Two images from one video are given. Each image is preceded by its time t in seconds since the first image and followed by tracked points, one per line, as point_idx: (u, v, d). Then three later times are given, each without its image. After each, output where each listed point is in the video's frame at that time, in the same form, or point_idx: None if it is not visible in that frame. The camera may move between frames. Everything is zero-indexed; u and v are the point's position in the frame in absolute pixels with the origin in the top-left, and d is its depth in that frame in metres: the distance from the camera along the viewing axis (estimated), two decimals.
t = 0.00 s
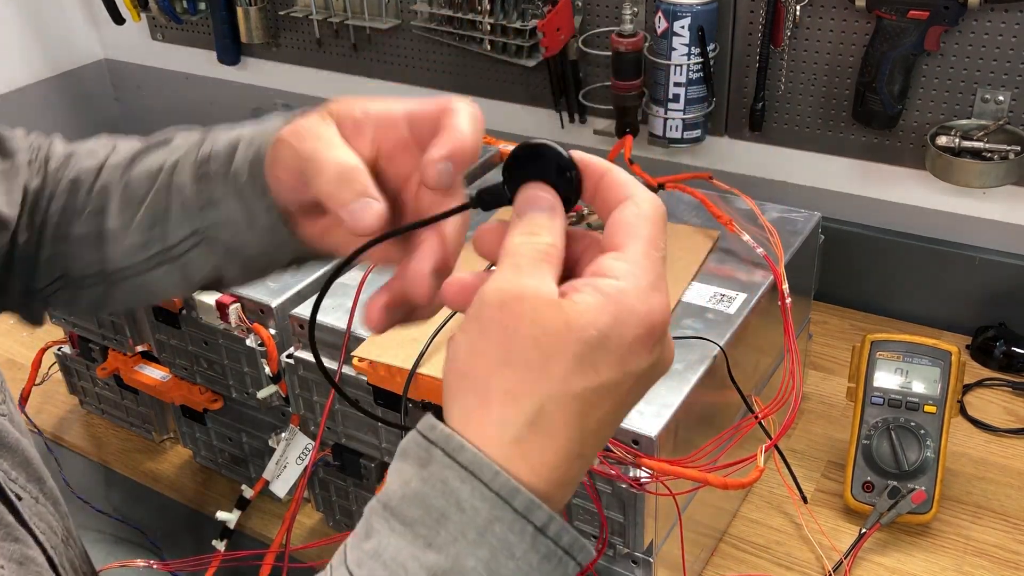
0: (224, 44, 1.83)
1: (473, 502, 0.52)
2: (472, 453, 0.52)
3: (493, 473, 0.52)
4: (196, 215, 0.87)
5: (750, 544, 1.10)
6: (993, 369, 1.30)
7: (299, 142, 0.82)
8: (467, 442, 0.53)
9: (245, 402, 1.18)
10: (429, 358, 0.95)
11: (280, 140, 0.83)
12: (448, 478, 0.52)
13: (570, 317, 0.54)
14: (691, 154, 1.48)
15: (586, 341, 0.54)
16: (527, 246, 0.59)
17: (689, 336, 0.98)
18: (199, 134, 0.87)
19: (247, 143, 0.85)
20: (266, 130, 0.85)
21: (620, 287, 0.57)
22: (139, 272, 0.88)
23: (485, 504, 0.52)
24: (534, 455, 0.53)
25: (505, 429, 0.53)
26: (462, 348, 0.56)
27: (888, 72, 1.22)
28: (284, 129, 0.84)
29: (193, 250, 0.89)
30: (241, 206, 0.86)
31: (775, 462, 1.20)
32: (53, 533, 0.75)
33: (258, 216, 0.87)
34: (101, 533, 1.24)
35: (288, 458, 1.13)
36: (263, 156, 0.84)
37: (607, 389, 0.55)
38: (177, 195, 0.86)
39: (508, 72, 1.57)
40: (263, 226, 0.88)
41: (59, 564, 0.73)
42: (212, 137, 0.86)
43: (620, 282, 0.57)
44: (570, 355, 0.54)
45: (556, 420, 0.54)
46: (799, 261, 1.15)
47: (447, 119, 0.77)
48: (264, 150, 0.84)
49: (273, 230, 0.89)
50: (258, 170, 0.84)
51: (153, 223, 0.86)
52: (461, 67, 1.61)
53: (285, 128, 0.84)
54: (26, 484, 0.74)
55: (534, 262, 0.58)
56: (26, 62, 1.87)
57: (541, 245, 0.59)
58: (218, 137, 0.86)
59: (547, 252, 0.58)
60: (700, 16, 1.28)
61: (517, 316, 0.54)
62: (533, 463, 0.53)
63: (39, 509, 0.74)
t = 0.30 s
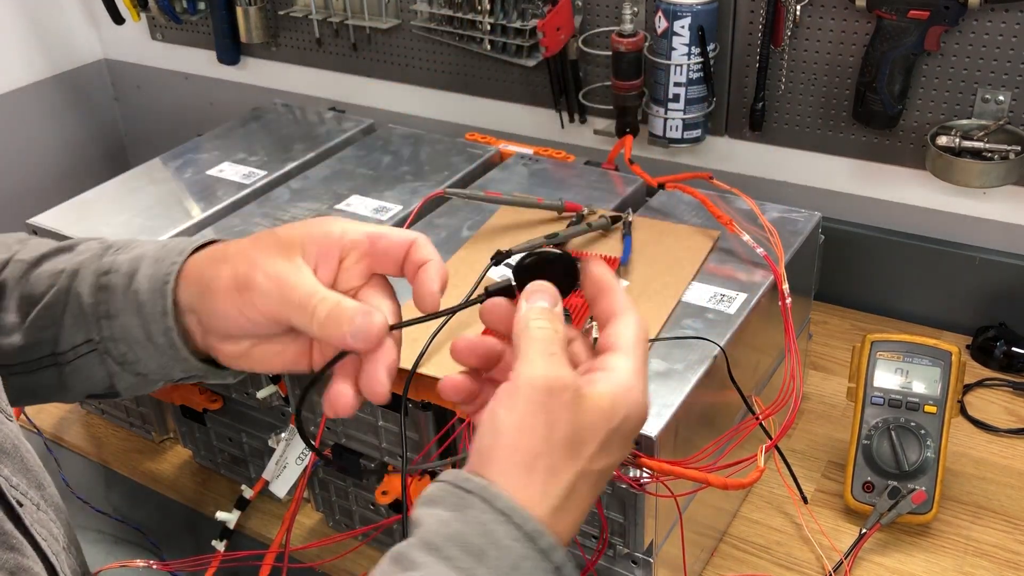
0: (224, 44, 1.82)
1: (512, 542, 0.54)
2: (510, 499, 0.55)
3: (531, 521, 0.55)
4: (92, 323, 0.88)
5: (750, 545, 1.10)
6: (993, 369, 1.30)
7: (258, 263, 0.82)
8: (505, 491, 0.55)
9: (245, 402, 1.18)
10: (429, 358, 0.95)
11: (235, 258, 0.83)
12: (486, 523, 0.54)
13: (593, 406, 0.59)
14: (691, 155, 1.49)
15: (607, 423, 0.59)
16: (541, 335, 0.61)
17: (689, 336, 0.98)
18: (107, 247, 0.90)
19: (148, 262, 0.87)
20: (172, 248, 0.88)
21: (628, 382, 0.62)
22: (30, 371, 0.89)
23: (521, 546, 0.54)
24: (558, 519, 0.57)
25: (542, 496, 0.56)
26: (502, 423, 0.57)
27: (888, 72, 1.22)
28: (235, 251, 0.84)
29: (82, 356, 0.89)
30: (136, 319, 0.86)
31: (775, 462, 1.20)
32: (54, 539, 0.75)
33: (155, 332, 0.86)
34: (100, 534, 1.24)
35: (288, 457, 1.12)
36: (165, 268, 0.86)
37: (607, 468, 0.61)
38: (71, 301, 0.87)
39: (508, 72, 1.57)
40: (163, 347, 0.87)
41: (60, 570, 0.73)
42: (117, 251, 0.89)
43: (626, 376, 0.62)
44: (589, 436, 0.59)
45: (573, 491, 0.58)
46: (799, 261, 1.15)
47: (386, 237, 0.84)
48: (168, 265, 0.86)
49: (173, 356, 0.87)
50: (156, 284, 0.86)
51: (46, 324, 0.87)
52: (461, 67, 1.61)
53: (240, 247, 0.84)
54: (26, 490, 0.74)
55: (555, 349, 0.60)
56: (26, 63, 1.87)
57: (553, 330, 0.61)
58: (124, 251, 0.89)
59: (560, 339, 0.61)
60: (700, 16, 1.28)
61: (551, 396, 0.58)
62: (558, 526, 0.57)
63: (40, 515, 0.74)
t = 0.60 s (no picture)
0: (224, 44, 1.82)
1: (370, 521, 0.63)
2: (365, 486, 0.64)
3: (384, 501, 0.64)
4: (72, 385, 0.92)
5: (750, 545, 1.10)
6: (993, 369, 1.30)
7: (263, 367, 0.83)
8: (360, 478, 0.64)
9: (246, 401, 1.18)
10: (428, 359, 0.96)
11: (232, 361, 0.84)
12: (346, 507, 0.63)
13: (463, 422, 0.69)
14: (691, 155, 1.49)
15: (476, 438, 0.69)
16: (435, 368, 0.73)
17: (689, 336, 0.98)
18: (82, 305, 0.92)
19: (132, 329, 0.89)
20: (156, 317, 0.89)
21: (504, 417, 0.72)
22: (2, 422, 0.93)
23: (377, 526, 0.63)
24: (413, 508, 0.65)
25: (397, 478, 0.65)
26: (378, 419, 0.68)
27: (888, 72, 1.22)
28: (229, 341, 0.84)
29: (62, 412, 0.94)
30: (120, 386, 0.89)
31: (775, 462, 1.20)
32: (48, 535, 0.75)
33: (143, 402, 0.89)
34: (102, 533, 1.27)
35: (288, 458, 1.12)
36: (148, 345, 0.87)
37: (473, 489, 0.69)
38: (48, 359, 0.91)
39: (508, 72, 1.57)
40: (151, 414, 0.90)
41: (56, 567, 0.73)
42: (97, 310, 0.91)
43: (504, 413, 0.72)
44: (456, 446, 0.68)
45: (429, 492, 0.66)
46: (798, 261, 1.16)
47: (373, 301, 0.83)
48: (152, 340, 0.87)
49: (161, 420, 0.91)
50: (142, 359, 0.87)
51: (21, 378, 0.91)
52: (461, 67, 1.61)
53: (229, 347, 0.84)
54: (18, 488, 0.74)
55: (440, 377, 0.72)
56: (27, 63, 1.87)
57: (447, 366, 0.74)
58: (101, 313, 0.90)
59: (450, 374, 0.74)
60: (700, 16, 1.28)
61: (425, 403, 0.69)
62: (417, 510, 0.65)
63: (33, 513, 0.74)
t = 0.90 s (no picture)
0: (225, 44, 1.82)
1: (432, 568, 0.71)
2: (430, 537, 0.72)
3: (447, 553, 0.73)
4: (66, 379, 0.92)
5: (750, 545, 1.10)
6: (993, 369, 1.30)
7: (246, 352, 0.89)
8: (425, 529, 0.73)
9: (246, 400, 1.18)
10: (428, 359, 0.96)
11: (218, 347, 0.90)
12: (414, 554, 0.71)
13: (500, 476, 0.79)
14: (691, 155, 1.50)
15: (509, 493, 0.79)
16: (467, 418, 0.81)
17: (689, 336, 0.98)
18: (75, 303, 0.94)
19: (133, 324, 0.93)
20: (156, 312, 0.93)
21: (529, 459, 0.82)
22: None
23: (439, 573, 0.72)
24: (466, 555, 0.77)
25: (456, 535, 0.75)
26: (428, 475, 0.75)
27: (888, 72, 1.22)
28: (216, 330, 0.90)
29: (52, 407, 0.94)
30: (120, 378, 0.92)
31: (775, 462, 1.20)
32: (44, 534, 0.75)
33: (142, 394, 0.92)
34: (101, 534, 1.22)
35: (289, 457, 1.12)
36: (152, 336, 0.92)
37: (503, 527, 0.81)
38: (40, 356, 0.91)
39: (508, 72, 1.57)
40: (149, 405, 0.93)
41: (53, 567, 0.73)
42: (94, 308, 0.94)
43: (527, 455, 0.82)
44: (497, 501, 0.78)
45: (477, 540, 0.77)
46: (798, 261, 1.16)
47: (351, 305, 0.91)
48: (155, 333, 0.92)
49: (157, 412, 0.94)
50: (146, 351, 0.92)
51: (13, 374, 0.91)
52: (461, 67, 1.61)
53: (219, 335, 0.90)
54: (13, 488, 0.74)
55: (473, 427, 0.80)
56: (27, 62, 1.87)
57: (475, 414, 0.82)
58: (99, 310, 0.93)
59: (479, 421, 0.82)
60: (699, 16, 1.28)
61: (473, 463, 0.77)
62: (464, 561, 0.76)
63: (29, 513, 0.74)
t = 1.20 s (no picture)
0: (224, 44, 1.82)
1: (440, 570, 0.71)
2: (437, 538, 0.73)
3: (453, 554, 0.73)
4: (50, 373, 0.92)
5: (750, 544, 1.10)
6: (993, 369, 1.30)
7: (230, 335, 0.89)
8: (432, 531, 0.73)
9: (246, 400, 1.18)
10: (428, 359, 0.96)
11: (203, 330, 0.89)
12: (421, 556, 0.71)
13: (501, 474, 0.79)
14: (691, 155, 1.50)
15: (513, 490, 0.79)
16: (467, 420, 0.81)
17: (689, 336, 0.98)
18: (57, 301, 0.94)
19: (119, 317, 0.93)
20: (142, 304, 0.93)
21: (529, 454, 0.82)
22: None
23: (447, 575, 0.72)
24: (471, 555, 0.77)
25: (459, 536, 0.75)
26: (429, 478, 0.75)
27: (888, 72, 1.22)
28: (202, 316, 0.91)
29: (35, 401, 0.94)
30: (107, 369, 0.92)
31: (775, 462, 1.20)
32: (43, 531, 0.75)
33: (130, 383, 0.92)
34: (101, 534, 1.22)
35: (289, 457, 1.11)
36: (140, 327, 0.92)
37: (506, 524, 0.81)
38: (25, 350, 0.91)
39: (508, 72, 1.57)
40: (136, 394, 0.93)
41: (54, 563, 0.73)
42: (77, 304, 0.94)
43: (526, 449, 0.82)
44: (500, 499, 0.78)
45: (481, 539, 0.77)
46: (798, 261, 1.16)
47: (330, 298, 0.92)
48: (143, 323, 0.92)
49: (144, 401, 0.94)
50: (135, 341, 0.92)
51: None
52: (461, 67, 1.61)
53: (204, 320, 0.90)
54: (11, 484, 0.74)
55: (473, 428, 0.80)
56: (27, 62, 1.87)
57: (475, 415, 0.82)
58: (83, 305, 0.93)
59: (479, 422, 0.81)
60: (700, 16, 1.28)
61: (473, 463, 0.77)
62: (470, 560, 0.76)
63: (26, 510, 0.74)
